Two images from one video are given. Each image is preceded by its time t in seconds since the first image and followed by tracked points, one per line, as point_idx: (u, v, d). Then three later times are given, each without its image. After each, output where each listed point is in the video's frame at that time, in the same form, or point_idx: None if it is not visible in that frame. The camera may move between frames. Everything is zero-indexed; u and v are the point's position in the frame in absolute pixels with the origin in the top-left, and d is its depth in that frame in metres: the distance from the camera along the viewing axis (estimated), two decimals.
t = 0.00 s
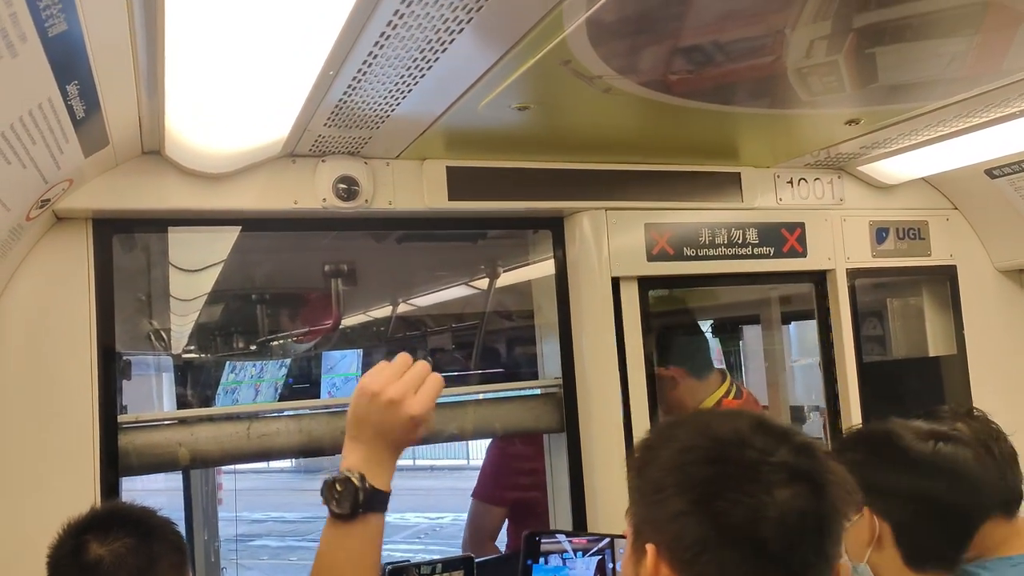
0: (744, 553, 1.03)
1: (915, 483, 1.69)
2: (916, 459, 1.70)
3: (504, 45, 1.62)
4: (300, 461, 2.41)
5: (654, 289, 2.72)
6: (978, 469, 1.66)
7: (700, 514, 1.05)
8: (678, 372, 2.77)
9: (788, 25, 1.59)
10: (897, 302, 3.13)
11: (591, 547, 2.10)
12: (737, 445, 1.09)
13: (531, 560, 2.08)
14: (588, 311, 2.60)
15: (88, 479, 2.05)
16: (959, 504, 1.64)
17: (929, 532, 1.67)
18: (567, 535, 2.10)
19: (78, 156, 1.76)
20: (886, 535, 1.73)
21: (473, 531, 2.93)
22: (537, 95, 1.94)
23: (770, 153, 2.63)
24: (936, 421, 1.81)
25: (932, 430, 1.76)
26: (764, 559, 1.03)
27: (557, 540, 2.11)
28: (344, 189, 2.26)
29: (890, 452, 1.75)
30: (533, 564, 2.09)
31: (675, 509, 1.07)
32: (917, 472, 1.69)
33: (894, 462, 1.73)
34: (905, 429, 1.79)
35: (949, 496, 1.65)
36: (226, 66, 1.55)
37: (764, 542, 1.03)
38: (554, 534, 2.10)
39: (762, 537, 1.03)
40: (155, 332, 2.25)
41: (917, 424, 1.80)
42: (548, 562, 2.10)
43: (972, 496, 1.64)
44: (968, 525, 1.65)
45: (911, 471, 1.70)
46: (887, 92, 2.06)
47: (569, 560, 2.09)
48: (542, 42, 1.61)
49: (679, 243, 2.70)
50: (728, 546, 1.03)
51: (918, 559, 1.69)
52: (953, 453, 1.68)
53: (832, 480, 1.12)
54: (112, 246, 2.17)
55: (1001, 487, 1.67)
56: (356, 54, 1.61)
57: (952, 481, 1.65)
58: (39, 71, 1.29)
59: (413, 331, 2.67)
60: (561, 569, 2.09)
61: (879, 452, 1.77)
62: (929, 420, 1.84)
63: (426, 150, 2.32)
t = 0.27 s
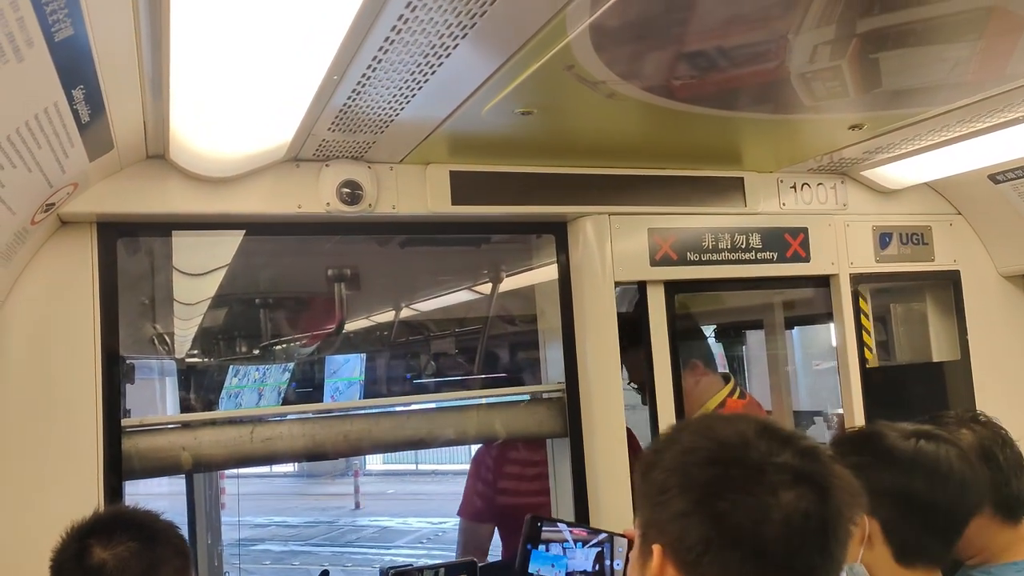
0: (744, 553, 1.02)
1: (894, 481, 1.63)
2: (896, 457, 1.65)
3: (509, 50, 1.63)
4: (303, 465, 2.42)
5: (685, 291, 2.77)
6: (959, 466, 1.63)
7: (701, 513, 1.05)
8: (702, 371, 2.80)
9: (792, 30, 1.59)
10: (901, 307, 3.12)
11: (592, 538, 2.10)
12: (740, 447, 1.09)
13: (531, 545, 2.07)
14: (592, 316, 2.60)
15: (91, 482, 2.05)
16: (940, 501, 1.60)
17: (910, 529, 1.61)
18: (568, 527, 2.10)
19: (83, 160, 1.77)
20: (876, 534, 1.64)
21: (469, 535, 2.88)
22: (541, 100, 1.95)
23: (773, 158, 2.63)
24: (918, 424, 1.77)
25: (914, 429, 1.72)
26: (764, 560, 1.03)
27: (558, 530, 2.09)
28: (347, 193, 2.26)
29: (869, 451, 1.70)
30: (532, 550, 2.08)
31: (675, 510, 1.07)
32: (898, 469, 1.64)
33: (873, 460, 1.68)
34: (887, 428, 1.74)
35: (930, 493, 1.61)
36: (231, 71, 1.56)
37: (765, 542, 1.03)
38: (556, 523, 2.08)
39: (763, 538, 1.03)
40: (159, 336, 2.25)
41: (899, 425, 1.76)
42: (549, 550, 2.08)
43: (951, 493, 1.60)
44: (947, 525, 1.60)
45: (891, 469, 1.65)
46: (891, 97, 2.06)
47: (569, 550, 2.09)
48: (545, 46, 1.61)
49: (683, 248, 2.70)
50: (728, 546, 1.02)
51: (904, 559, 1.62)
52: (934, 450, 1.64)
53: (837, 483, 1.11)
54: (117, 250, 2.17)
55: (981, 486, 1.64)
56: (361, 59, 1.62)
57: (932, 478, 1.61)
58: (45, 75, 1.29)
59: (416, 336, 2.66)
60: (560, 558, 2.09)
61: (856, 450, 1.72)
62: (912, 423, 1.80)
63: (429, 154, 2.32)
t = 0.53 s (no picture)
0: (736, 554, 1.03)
1: (901, 478, 1.74)
2: (902, 454, 1.76)
3: (510, 50, 1.63)
4: (305, 466, 2.42)
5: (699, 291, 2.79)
6: (964, 464, 1.72)
7: (693, 515, 1.05)
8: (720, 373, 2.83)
9: (793, 30, 1.59)
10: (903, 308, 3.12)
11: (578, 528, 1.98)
12: (729, 447, 1.09)
13: (520, 542, 2.09)
14: (593, 316, 2.60)
15: (93, 483, 2.05)
16: (943, 497, 1.70)
17: (915, 524, 1.71)
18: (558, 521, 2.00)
19: (86, 161, 1.77)
20: (885, 531, 1.76)
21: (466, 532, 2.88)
22: (543, 101, 1.95)
23: (774, 159, 2.64)
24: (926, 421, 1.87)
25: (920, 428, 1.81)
26: (756, 560, 1.03)
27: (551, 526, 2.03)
28: (349, 194, 2.27)
29: (876, 448, 1.81)
30: (522, 546, 2.08)
31: (668, 511, 1.08)
32: (904, 467, 1.75)
33: (880, 457, 1.79)
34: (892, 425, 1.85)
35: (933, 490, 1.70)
36: (227, 72, 1.56)
37: (756, 542, 1.04)
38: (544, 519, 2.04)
39: (754, 538, 1.03)
40: (161, 337, 2.26)
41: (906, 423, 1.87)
42: (538, 547, 2.05)
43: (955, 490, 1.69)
44: (952, 521, 1.69)
45: (897, 466, 1.75)
46: (892, 98, 2.06)
47: (562, 544, 2.00)
48: (545, 47, 1.62)
49: (684, 249, 2.70)
50: (719, 548, 1.03)
51: (910, 553, 1.72)
52: (939, 448, 1.74)
53: (826, 481, 1.12)
54: (119, 251, 2.18)
55: (986, 483, 1.73)
56: (363, 59, 1.62)
57: (936, 476, 1.71)
58: (49, 77, 1.30)
59: (417, 337, 2.67)
60: (548, 556, 2.03)
61: (866, 448, 1.83)
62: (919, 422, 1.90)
63: (431, 155, 2.33)
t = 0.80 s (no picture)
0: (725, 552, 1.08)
1: (925, 475, 1.72)
2: (925, 451, 1.75)
3: (511, 50, 1.63)
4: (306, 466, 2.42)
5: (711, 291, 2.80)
6: (986, 460, 1.71)
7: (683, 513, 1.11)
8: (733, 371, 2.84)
9: (793, 30, 1.59)
10: (905, 308, 3.12)
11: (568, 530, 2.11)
12: (719, 447, 1.15)
13: (497, 547, 2.18)
14: (594, 317, 2.60)
15: (95, 483, 2.06)
16: (971, 491, 1.68)
17: (944, 521, 1.68)
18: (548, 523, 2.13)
19: (87, 162, 1.78)
20: (910, 534, 1.73)
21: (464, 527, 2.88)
22: (544, 101, 1.95)
23: (775, 159, 2.63)
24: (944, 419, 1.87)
25: (938, 425, 1.82)
26: (746, 556, 1.08)
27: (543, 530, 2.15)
28: (350, 194, 2.27)
29: (897, 448, 1.79)
30: (499, 552, 2.17)
31: (658, 510, 1.14)
32: (927, 464, 1.73)
33: (902, 456, 1.77)
34: (911, 424, 1.84)
35: (958, 484, 1.69)
36: (235, 82, 1.61)
37: (744, 540, 1.08)
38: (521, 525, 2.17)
39: (744, 535, 1.08)
40: (162, 337, 2.26)
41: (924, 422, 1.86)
42: (515, 551, 2.16)
43: (981, 483, 1.68)
44: (980, 516, 1.67)
45: (919, 463, 1.74)
46: (893, 98, 2.05)
47: (554, 546, 2.11)
48: (545, 49, 1.63)
49: (686, 248, 2.70)
50: (709, 546, 1.08)
51: (941, 553, 1.68)
52: (961, 441, 1.73)
53: (817, 479, 1.16)
54: (121, 251, 2.18)
55: (1010, 476, 1.72)
56: (363, 59, 1.62)
57: (961, 469, 1.69)
58: (51, 78, 1.30)
59: (419, 337, 2.67)
60: (527, 559, 2.15)
61: (887, 449, 1.81)
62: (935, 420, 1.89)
63: (432, 155, 2.33)
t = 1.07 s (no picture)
0: (710, 547, 1.13)
1: (953, 498, 1.69)
2: (952, 472, 1.72)
3: (515, 53, 1.64)
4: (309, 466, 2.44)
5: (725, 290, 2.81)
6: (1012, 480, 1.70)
7: (675, 507, 1.17)
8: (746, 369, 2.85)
9: (797, 32, 1.60)
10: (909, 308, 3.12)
11: (573, 526, 2.04)
12: (716, 446, 1.19)
13: (509, 538, 2.18)
14: (597, 317, 2.61)
15: (102, 483, 2.07)
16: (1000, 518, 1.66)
17: (971, 545, 1.66)
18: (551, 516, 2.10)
19: (95, 163, 1.79)
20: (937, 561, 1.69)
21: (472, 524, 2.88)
22: (548, 102, 1.96)
23: (779, 160, 2.64)
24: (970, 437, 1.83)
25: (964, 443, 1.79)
26: (730, 553, 1.12)
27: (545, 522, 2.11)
28: (355, 195, 2.28)
29: (922, 468, 1.77)
30: (511, 543, 2.17)
31: (655, 505, 1.20)
32: (954, 486, 1.70)
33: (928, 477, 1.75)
34: (937, 443, 1.80)
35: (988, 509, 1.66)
36: (244, 91, 1.65)
37: (729, 536, 1.13)
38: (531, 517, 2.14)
39: (730, 532, 1.13)
40: (167, 337, 2.27)
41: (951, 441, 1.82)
42: (526, 543, 2.14)
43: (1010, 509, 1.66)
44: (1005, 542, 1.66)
45: (946, 485, 1.71)
46: (897, 98, 2.06)
47: (556, 540, 2.06)
48: (549, 53, 1.65)
49: (689, 248, 2.70)
50: (694, 539, 1.14)
51: None
52: (991, 464, 1.71)
53: (814, 480, 1.19)
54: (127, 252, 2.19)
55: None
56: (369, 62, 1.63)
57: (989, 493, 1.67)
58: (59, 81, 1.32)
59: (423, 337, 2.68)
60: (537, 551, 2.12)
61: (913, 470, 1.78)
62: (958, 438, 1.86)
63: (437, 156, 2.34)
